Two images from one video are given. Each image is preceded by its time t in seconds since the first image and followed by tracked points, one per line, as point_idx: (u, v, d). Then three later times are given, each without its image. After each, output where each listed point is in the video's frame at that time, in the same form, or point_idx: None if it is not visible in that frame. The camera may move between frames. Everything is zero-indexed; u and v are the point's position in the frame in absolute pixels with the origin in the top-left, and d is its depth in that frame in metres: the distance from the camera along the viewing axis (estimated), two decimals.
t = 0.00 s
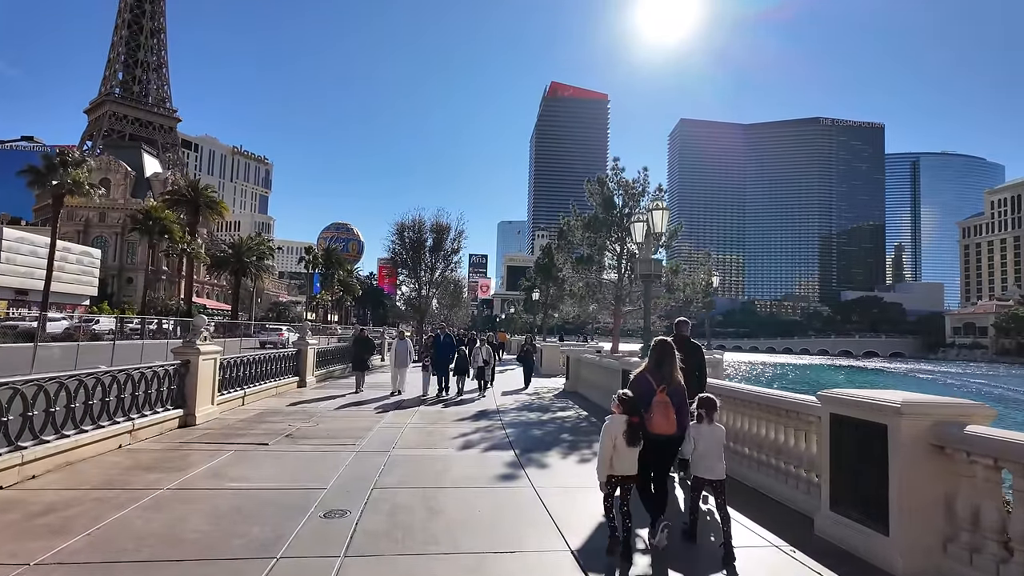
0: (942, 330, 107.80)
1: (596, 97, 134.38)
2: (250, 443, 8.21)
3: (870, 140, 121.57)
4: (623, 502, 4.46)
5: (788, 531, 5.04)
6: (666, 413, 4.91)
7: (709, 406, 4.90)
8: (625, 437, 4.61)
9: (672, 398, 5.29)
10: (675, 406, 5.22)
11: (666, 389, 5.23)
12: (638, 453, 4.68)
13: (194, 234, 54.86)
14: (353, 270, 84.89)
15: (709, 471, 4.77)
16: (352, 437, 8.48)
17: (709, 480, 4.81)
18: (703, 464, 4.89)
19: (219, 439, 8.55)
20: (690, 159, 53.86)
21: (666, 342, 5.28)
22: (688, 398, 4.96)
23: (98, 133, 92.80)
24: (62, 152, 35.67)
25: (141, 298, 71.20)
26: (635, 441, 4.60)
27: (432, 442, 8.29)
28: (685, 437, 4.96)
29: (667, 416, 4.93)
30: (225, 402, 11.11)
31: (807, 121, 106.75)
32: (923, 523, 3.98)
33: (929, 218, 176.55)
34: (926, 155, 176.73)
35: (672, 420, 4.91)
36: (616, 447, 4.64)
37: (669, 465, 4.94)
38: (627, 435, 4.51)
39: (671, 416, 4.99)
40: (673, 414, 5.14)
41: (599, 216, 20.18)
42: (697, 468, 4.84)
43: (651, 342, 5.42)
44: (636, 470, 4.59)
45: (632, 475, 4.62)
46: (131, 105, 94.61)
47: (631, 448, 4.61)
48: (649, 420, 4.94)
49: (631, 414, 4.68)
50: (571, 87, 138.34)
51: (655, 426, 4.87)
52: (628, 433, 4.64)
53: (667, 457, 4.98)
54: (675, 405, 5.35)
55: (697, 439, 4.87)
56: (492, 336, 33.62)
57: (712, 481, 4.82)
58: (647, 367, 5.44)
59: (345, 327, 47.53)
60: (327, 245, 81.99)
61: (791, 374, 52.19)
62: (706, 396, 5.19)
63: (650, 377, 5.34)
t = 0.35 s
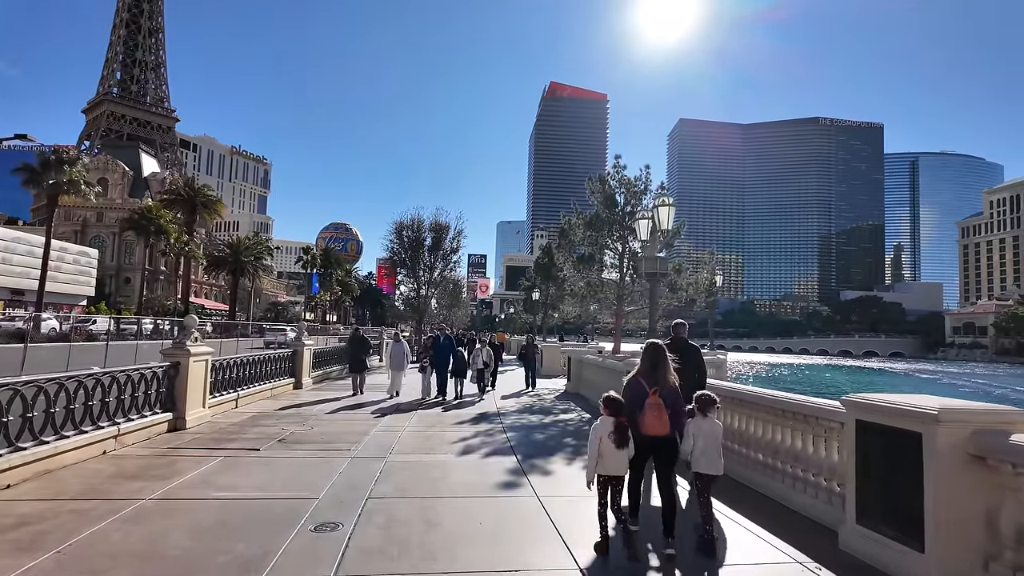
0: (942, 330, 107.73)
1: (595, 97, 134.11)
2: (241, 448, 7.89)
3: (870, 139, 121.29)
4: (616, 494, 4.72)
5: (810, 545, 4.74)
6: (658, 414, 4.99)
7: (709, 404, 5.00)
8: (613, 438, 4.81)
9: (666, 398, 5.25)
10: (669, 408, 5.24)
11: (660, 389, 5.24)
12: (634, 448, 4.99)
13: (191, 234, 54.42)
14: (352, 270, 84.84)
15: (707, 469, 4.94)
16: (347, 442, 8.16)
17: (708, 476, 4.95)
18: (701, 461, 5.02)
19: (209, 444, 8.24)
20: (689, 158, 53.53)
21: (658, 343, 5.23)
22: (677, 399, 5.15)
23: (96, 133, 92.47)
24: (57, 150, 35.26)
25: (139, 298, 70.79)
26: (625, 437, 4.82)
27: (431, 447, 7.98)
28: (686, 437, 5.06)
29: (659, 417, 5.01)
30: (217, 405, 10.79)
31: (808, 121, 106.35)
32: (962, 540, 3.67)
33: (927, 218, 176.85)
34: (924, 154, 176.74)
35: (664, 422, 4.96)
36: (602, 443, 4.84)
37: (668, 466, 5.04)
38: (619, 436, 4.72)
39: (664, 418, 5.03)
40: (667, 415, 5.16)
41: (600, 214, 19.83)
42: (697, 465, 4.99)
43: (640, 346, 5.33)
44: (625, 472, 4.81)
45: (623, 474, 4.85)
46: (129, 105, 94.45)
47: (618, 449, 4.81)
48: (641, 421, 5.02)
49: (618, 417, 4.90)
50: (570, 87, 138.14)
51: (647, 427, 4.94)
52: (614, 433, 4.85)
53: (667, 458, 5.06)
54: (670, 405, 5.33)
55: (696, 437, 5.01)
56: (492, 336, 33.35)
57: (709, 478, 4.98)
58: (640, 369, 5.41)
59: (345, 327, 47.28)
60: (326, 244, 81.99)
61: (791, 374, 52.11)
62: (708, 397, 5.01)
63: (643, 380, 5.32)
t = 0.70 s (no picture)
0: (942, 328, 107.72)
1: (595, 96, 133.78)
2: (229, 451, 7.53)
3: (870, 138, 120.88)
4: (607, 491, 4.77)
5: (838, 559, 4.39)
6: (652, 406, 4.88)
7: (718, 404, 5.01)
8: (608, 431, 4.80)
9: (662, 390, 5.21)
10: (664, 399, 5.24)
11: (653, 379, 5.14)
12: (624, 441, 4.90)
13: (188, 232, 54.02)
14: (351, 269, 84.76)
15: (709, 466, 4.90)
16: (341, 445, 7.81)
17: (711, 474, 4.95)
18: (701, 455, 5.03)
19: (197, 447, 7.87)
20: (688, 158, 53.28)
21: (650, 333, 5.18)
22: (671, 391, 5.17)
23: (95, 132, 92.06)
24: (51, 147, 34.76)
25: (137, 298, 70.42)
26: (616, 434, 4.81)
27: (430, 450, 7.64)
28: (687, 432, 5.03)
29: (652, 409, 4.89)
30: (209, 406, 10.41)
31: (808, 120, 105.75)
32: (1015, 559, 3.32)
33: (926, 217, 176.89)
34: (924, 152, 176.58)
35: (658, 412, 4.88)
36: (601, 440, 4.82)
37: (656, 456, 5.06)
38: (609, 429, 4.74)
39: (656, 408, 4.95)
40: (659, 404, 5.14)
41: (603, 210, 19.50)
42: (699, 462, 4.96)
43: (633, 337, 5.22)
44: (616, 466, 4.79)
45: (610, 472, 4.82)
46: (127, 104, 94.13)
47: (613, 443, 4.80)
48: (633, 412, 4.87)
49: (615, 411, 4.88)
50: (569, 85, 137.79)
51: (640, 419, 4.83)
52: (611, 429, 4.83)
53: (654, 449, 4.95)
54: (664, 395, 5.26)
55: (697, 432, 4.99)
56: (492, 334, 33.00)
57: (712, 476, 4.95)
58: (630, 361, 5.26)
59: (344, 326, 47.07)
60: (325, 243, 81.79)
61: (791, 372, 52.02)
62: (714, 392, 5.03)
63: (635, 372, 5.19)
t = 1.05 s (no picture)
0: (947, 327, 107.16)
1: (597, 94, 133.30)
2: (222, 456, 7.21)
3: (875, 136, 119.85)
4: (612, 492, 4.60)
5: None
6: (656, 409, 4.91)
7: (715, 403, 4.69)
8: (605, 429, 4.60)
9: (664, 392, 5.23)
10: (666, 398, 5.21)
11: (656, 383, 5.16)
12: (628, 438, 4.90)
13: (188, 230, 53.80)
14: (353, 268, 84.75)
15: (708, 468, 4.60)
16: (339, 448, 7.49)
17: (713, 476, 4.62)
18: (701, 460, 4.71)
19: (189, 450, 7.55)
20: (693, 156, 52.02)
21: (655, 338, 5.17)
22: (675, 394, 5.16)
23: (97, 130, 91.95)
24: (49, 144, 34.44)
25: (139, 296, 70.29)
26: (615, 432, 4.60)
27: (434, 455, 7.31)
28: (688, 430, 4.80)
29: (657, 411, 4.93)
30: (204, 406, 10.07)
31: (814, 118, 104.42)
32: None
33: (930, 215, 176.20)
34: (928, 150, 175.76)
35: (663, 415, 4.91)
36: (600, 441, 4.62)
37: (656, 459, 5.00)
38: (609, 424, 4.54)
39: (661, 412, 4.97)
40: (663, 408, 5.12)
41: (608, 207, 19.22)
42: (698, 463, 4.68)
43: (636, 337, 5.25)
44: (619, 465, 4.62)
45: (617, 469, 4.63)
46: (130, 103, 94.12)
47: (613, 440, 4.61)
48: (637, 413, 4.92)
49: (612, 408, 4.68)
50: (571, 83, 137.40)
51: (643, 420, 4.87)
52: (607, 427, 4.63)
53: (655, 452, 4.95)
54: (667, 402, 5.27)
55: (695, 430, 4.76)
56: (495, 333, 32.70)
57: (714, 479, 4.63)
58: (635, 363, 5.29)
59: (346, 324, 46.92)
60: (327, 241, 81.75)
61: (796, 371, 51.72)
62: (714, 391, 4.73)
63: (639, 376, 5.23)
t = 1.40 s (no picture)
0: (950, 327, 106.62)
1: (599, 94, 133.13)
2: (215, 463, 6.89)
3: (877, 135, 118.58)
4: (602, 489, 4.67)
5: None
6: (655, 405, 5.09)
7: (716, 403, 4.89)
8: (601, 426, 4.76)
9: (667, 393, 5.40)
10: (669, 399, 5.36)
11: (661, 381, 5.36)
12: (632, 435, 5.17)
13: (189, 230, 53.56)
14: (355, 267, 84.64)
15: (710, 468, 4.77)
16: (337, 455, 7.17)
17: (711, 476, 4.79)
18: (701, 459, 4.87)
19: (181, 456, 7.24)
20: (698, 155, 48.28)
21: (659, 339, 5.37)
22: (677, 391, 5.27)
23: (99, 130, 91.89)
24: (50, 143, 34.10)
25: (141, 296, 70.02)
26: (612, 430, 4.76)
27: (437, 462, 7.00)
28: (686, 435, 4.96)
29: (656, 408, 5.12)
30: (198, 409, 9.75)
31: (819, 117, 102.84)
32: None
33: (933, 215, 175.71)
34: (930, 149, 175.24)
35: (662, 415, 5.10)
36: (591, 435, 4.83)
37: (668, 457, 5.15)
38: (604, 420, 4.73)
39: (662, 410, 5.16)
40: (665, 406, 5.29)
41: (613, 205, 18.91)
42: (698, 462, 4.83)
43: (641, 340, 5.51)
44: (617, 463, 4.70)
45: (614, 466, 4.72)
46: (131, 102, 94.15)
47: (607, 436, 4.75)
48: (639, 413, 5.15)
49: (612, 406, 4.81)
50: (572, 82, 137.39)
51: (645, 418, 5.08)
52: (604, 423, 4.79)
53: (668, 451, 5.14)
54: (670, 401, 5.43)
55: (695, 434, 4.91)
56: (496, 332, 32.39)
57: (714, 479, 4.78)
58: (640, 364, 5.53)
59: (348, 324, 46.59)
60: (328, 241, 81.59)
61: (799, 371, 51.32)
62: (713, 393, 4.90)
63: (643, 374, 5.46)
